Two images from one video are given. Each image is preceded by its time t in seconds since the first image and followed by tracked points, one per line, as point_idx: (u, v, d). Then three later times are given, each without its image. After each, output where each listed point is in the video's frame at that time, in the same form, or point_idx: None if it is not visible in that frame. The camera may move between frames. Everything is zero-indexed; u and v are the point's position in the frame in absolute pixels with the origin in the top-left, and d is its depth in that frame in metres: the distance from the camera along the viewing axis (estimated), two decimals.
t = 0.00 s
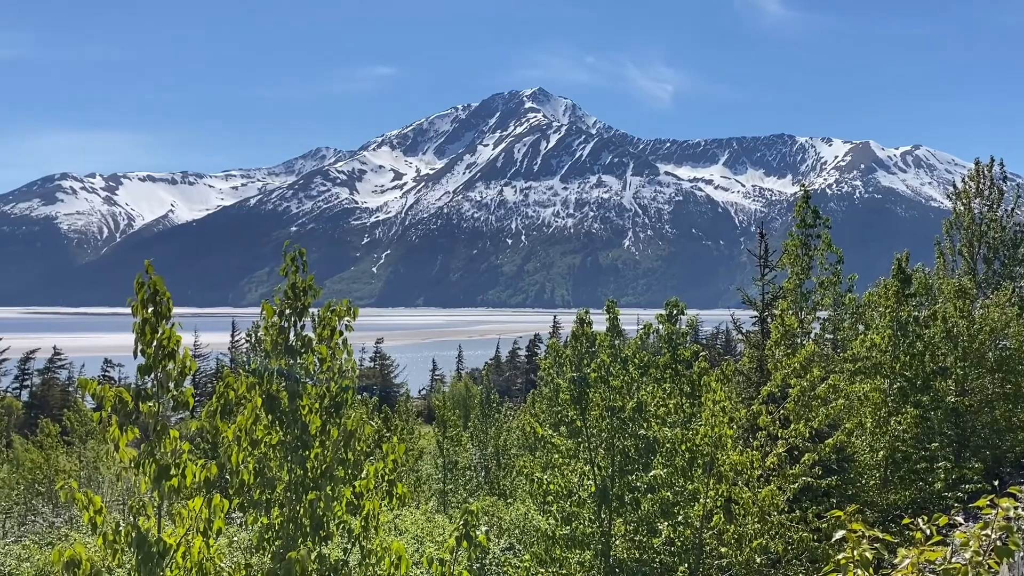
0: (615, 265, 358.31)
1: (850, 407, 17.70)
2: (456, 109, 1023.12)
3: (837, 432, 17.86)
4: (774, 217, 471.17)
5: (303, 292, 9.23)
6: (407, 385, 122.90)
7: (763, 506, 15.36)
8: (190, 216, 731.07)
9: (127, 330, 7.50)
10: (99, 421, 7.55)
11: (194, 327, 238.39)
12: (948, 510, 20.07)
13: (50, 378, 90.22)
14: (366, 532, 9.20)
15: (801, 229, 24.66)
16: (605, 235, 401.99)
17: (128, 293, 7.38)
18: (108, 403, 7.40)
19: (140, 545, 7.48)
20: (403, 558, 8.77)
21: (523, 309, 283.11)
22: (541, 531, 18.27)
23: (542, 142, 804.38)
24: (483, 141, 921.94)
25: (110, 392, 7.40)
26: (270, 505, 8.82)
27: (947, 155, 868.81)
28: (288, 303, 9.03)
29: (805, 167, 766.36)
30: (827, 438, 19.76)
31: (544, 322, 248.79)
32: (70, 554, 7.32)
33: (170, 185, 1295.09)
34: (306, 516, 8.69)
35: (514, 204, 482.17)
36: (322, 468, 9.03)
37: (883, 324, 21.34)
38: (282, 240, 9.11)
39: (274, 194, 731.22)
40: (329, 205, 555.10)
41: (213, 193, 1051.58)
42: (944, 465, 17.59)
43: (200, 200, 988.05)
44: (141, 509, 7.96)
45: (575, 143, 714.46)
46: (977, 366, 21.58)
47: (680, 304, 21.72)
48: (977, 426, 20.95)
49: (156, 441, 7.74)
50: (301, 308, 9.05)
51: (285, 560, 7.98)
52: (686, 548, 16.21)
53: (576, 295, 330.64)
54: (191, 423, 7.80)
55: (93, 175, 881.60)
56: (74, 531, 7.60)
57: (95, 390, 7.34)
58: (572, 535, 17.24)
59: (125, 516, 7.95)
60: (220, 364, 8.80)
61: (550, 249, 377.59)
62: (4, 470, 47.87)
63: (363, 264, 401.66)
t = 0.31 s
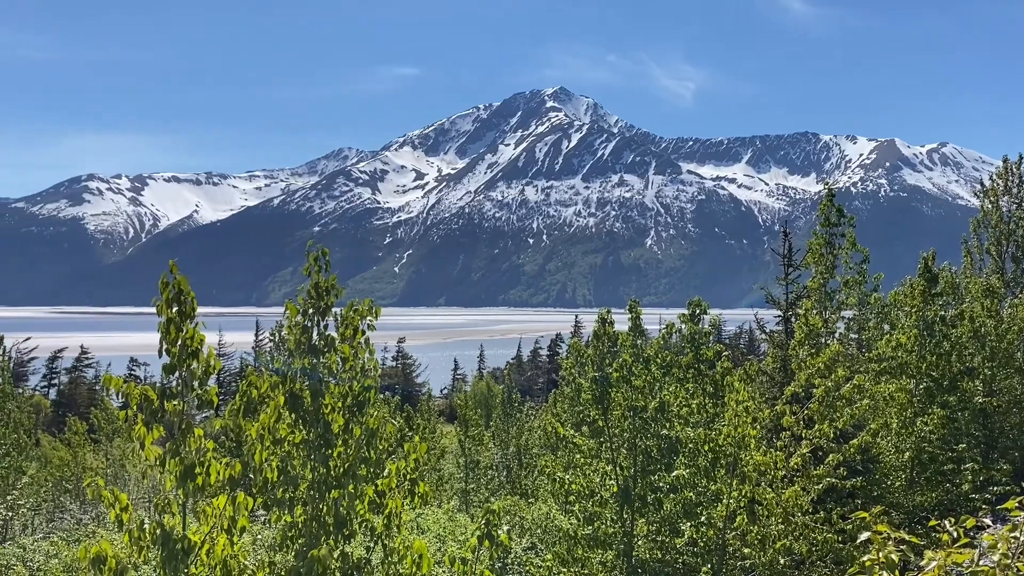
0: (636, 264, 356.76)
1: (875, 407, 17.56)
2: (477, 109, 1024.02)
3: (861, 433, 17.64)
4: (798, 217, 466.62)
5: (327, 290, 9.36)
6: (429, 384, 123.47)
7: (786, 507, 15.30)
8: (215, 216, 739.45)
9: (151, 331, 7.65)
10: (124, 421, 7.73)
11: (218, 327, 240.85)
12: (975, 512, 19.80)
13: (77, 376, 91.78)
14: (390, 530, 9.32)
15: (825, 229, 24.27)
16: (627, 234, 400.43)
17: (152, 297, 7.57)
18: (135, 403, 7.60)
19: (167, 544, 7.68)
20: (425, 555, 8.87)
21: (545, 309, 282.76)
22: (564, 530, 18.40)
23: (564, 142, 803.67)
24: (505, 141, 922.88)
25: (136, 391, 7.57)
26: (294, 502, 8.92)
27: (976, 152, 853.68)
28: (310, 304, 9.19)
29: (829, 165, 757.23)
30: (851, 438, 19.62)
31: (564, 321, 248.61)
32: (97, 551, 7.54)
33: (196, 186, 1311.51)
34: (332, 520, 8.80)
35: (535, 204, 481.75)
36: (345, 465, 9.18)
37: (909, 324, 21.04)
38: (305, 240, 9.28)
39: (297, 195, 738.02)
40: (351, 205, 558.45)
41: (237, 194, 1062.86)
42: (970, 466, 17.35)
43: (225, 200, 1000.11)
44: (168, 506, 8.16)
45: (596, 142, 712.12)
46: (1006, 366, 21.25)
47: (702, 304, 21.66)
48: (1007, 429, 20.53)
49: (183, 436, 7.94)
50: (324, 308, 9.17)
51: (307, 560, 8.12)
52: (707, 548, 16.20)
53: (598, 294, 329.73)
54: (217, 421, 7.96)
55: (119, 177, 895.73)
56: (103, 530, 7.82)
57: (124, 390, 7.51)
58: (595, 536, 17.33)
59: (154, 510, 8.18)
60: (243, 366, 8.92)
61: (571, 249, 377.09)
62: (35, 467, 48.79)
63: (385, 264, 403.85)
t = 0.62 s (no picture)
0: (656, 264, 355.20)
1: (898, 408, 17.34)
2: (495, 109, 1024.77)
3: (883, 432, 17.38)
4: (819, 215, 462.55)
5: (347, 290, 9.41)
6: (449, 384, 123.81)
7: (807, 507, 15.16)
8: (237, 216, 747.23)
9: (174, 332, 7.78)
10: (148, 417, 7.86)
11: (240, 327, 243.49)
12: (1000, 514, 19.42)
13: (101, 375, 93.14)
14: (411, 528, 9.44)
15: (847, 228, 23.96)
16: (647, 234, 399.17)
17: (176, 297, 7.66)
18: (158, 402, 7.75)
19: (191, 541, 7.80)
20: (444, 555, 8.94)
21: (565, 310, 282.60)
22: (583, 530, 18.49)
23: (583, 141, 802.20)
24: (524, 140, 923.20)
25: (162, 390, 7.78)
26: (315, 499, 8.99)
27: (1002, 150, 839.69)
28: (331, 302, 9.29)
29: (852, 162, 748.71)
30: (872, 438, 19.45)
31: (584, 321, 248.19)
32: (122, 549, 7.71)
33: (218, 186, 1324.98)
34: (353, 515, 8.94)
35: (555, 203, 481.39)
36: (366, 467, 9.22)
37: (932, 323, 20.82)
38: (326, 240, 9.34)
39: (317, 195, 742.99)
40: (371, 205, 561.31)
41: (258, 194, 1072.80)
42: (996, 468, 17.05)
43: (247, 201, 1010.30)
44: (191, 504, 8.31)
45: (616, 140, 709.44)
46: None
47: (723, 303, 21.53)
48: None
49: (205, 436, 8.10)
50: (345, 308, 9.30)
51: (330, 556, 8.17)
52: (728, 549, 16.14)
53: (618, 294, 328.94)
54: (238, 419, 8.12)
55: (143, 177, 906.97)
56: (128, 524, 7.98)
57: (148, 389, 7.71)
58: (615, 535, 17.38)
59: (176, 508, 8.31)
60: (265, 366, 9.01)
61: (590, 248, 376.36)
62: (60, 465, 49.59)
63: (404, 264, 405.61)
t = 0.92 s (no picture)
0: (675, 263, 353.45)
1: (919, 408, 17.22)
2: (513, 109, 1025.35)
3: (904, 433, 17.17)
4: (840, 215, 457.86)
5: (365, 292, 9.46)
6: (467, 385, 123.80)
7: (828, 510, 14.94)
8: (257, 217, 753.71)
9: (195, 330, 7.92)
10: (167, 418, 8.01)
11: (260, 327, 245.40)
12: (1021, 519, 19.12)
13: (123, 375, 94.09)
14: (427, 527, 9.46)
15: (867, 228, 23.61)
16: (665, 233, 397.15)
17: (196, 295, 7.81)
18: (177, 404, 7.89)
19: (212, 538, 7.92)
20: (462, 555, 9.03)
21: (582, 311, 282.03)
22: (602, 531, 18.59)
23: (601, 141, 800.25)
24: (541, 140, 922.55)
25: (181, 390, 7.92)
26: (334, 501, 9.01)
27: None
28: (349, 303, 9.28)
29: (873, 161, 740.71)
30: (893, 440, 19.33)
31: (602, 321, 247.47)
32: (142, 547, 7.80)
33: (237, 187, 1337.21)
34: (373, 515, 8.89)
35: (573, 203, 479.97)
36: (384, 463, 9.20)
37: (954, 324, 20.64)
38: (343, 241, 9.43)
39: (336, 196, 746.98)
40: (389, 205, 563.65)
41: (278, 196, 1082.90)
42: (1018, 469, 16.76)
43: (266, 202, 1018.32)
44: (210, 505, 8.40)
45: (634, 140, 706.78)
46: None
47: (742, 303, 21.27)
48: None
49: (225, 436, 8.21)
50: (363, 309, 9.32)
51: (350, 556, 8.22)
52: (748, 551, 16.07)
53: (636, 294, 327.83)
54: (256, 419, 8.20)
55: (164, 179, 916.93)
56: (149, 526, 8.08)
57: (166, 390, 7.88)
58: (633, 537, 17.38)
59: (198, 506, 8.44)
60: (286, 364, 9.16)
61: (608, 248, 375.04)
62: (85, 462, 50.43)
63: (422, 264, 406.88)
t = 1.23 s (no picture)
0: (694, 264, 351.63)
1: (943, 410, 16.85)
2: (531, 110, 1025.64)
3: (926, 437, 16.91)
4: (861, 216, 453.18)
5: (385, 290, 9.54)
6: (485, 386, 124.14)
7: (847, 512, 14.79)
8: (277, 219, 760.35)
9: (218, 327, 7.97)
10: (192, 418, 8.21)
11: (279, 328, 247.58)
12: None
13: (145, 376, 95.44)
14: (449, 529, 9.45)
15: (888, 228, 23.33)
16: (684, 234, 395.43)
17: (216, 298, 7.88)
18: (202, 404, 8.02)
19: (233, 538, 8.04)
20: (479, 555, 9.07)
21: (600, 312, 281.46)
22: (621, 532, 18.56)
23: (619, 142, 798.15)
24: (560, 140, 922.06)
25: (203, 393, 8.04)
26: (353, 502, 9.02)
27: None
28: (369, 305, 9.33)
29: (895, 162, 732.23)
30: (916, 442, 19.09)
31: (621, 322, 246.98)
32: (165, 545, 7.88)
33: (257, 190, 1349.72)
34: (394, 515, 8.97)
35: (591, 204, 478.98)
36: (403, 468, 9.27)
37: (977, 326, 20.49)
38: (364, 242, 9.49)
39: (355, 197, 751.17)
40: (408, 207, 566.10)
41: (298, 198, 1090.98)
42: None
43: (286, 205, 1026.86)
44: (233, 503, 8.54)
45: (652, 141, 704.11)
46: None
47: (762, 305, 21.10)
48: None
49: (246, 438, 8.29)
50: (383, 308, 9.36)
51: (369, 559, 8.31)
52: (767, 554, 15.93)
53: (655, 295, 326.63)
54: (278, 419, 8.24)
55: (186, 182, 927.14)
56: (171, 528, 8.14)
57: (192, 389, 8.02)
58: (653, 540, 17.38)
59: (220, 508, 8.54)
60: (307, 367, 9.21)
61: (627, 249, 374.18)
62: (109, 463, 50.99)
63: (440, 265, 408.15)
